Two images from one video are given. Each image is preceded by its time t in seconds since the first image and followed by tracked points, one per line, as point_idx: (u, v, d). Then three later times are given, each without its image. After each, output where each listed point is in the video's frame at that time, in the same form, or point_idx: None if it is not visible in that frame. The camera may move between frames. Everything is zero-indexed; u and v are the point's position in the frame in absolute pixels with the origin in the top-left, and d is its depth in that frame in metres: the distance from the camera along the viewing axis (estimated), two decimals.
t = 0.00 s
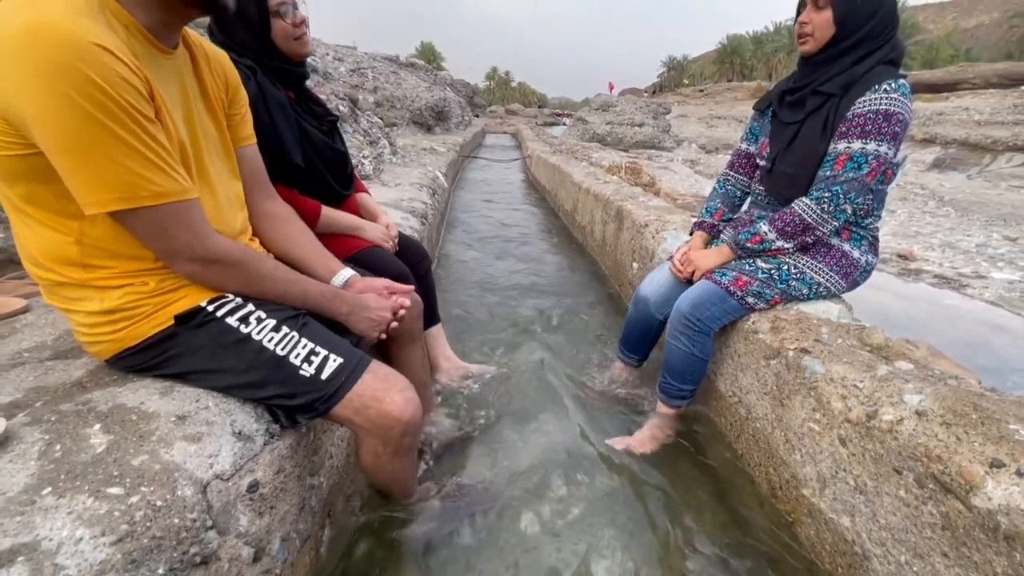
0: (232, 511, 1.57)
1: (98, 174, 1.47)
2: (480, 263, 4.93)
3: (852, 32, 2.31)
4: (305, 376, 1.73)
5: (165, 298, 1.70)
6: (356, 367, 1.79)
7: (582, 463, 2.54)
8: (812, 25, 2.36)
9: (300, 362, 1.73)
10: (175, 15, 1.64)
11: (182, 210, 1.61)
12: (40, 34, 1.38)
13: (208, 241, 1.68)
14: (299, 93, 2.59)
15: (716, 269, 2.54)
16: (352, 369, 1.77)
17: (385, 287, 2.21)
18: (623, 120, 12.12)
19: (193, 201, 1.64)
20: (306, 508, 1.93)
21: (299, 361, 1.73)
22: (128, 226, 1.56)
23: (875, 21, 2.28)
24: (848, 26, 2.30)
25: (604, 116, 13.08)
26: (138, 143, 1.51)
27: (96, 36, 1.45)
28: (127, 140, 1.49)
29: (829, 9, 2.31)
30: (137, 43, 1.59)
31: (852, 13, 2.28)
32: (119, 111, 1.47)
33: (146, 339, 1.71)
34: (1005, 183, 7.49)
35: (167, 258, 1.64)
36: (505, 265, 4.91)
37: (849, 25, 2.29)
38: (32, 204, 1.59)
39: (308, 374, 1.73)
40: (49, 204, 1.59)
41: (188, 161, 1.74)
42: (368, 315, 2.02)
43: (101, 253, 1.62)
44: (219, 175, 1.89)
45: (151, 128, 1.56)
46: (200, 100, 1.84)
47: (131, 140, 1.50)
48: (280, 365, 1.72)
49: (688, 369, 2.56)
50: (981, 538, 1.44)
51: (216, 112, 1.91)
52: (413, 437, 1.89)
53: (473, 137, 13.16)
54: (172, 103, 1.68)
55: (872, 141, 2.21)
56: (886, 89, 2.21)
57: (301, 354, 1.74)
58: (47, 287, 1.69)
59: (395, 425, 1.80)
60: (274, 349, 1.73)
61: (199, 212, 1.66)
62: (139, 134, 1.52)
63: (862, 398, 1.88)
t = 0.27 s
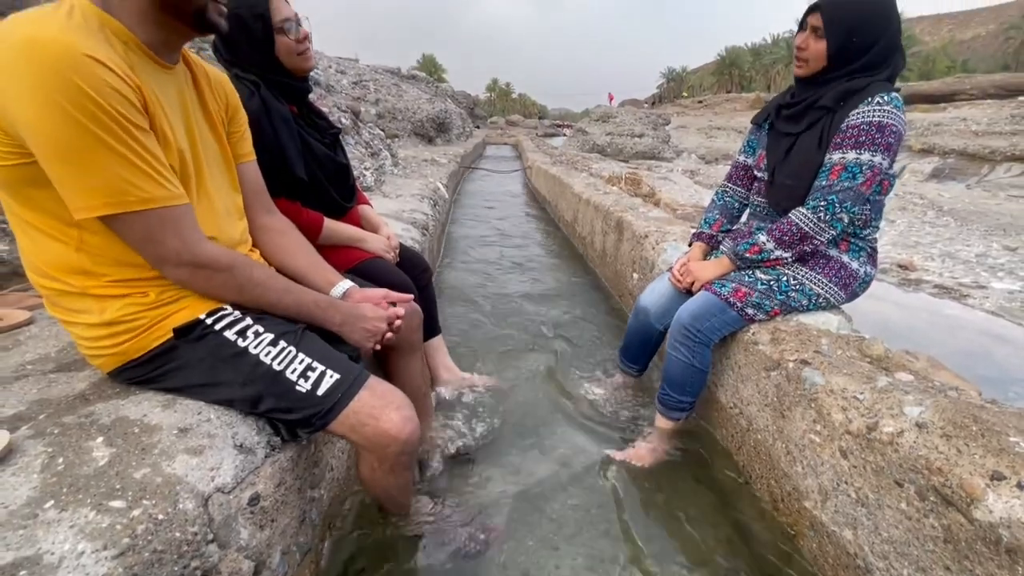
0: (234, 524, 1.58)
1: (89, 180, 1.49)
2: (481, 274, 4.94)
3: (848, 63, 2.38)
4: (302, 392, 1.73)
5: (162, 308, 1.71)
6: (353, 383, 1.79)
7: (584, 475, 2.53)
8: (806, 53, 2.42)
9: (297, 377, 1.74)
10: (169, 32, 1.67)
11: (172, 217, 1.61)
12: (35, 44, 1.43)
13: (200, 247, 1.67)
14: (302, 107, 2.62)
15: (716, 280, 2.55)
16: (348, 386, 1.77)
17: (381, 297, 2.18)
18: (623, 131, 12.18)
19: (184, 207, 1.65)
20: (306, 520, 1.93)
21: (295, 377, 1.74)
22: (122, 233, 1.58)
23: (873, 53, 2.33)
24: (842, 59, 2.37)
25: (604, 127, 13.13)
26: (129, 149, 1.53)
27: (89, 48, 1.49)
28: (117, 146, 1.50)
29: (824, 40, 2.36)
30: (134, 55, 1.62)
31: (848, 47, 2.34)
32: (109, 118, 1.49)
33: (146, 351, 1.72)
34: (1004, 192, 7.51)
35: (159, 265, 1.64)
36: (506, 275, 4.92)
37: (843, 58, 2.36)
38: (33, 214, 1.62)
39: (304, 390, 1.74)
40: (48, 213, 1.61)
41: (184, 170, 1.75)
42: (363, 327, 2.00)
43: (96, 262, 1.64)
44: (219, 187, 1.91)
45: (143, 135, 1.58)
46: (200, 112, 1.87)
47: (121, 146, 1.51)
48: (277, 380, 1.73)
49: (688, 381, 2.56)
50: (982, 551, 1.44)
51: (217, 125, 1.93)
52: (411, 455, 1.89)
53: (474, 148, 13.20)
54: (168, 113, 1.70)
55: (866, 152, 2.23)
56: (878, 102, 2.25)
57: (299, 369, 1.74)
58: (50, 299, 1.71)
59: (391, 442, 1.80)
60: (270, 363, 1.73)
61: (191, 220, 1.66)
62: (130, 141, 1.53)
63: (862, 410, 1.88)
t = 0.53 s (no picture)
0: (234, 538, 1.57)
1: (72, 175, 1.48)
2: (482, 284, 4.94)
3: (852, 73, 2.38)
4: (242, 379, 1.63)
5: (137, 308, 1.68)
6: (299, 373, 1.64)
7: (586, 486, 2.52)
8: (812, 59, 2.41)
9: (241, 365, 1.64)
10: (168, 53, 1.71)
11: (153, 215, 1.59)
12: (30, 47, 1.46)
13: (176, 244, 1.63)
14: (304, 119, 2.63)
15: (717, 290, 2.55)
16: (293, 373, 1.64)
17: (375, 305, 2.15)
18: (624, 141, 12.21)
19: (167, 207, 1.63)
20: (306, 533, 1.92)
21: (238, 364, 1.64)
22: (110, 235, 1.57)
23: (877, 62, 2.34)
24: (846, 69, 2.38)
25: (604, 137, 13.17)
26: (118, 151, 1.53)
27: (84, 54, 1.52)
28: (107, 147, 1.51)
29: (832, 47, 2.36)
30: (132, 67, 1.66)
31: (854, 56, 2.34)
32: (96, 115, 1.50)
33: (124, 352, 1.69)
34: (1004, 201, 7.52)
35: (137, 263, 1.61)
36: (507, 285, 4.92)
37: (847, 67, 2.37)
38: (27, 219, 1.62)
39: (245, 378, 1.63)
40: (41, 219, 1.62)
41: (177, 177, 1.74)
42: (347, 333, 1.92)
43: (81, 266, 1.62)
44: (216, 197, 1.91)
45: (131, 135, 1.58)
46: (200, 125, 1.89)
47: (107, 143, 1.51)
48: (220, 366, 1.64)
49: (690, 391, 2.55)
50: (987, 564, 1.43)
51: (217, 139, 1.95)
52: (372, 461, 1.66)
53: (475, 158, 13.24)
54: (163, 122, 1.71)
55: (866, 166, 2.24)
56: (877, 115, 2.25)
57: (244, 357, 1.65)
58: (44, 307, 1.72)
59: (339, 439, 1.59)
60: (217, 349, 1.66)
61: (174, 220, 1.64)
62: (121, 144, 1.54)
63: (865, 421, 1.87)
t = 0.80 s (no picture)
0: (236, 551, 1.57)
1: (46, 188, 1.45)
2: (483, 293, 4.94)
3: (853, 83, 2.39)
4: (106, 351, 1.48)
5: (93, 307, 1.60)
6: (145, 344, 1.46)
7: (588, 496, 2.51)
8: (815, 65, 2.41)
9: (114, 339, 1.50)
10: (170, 69, 1.71)
11: (127, 228, 1.55)
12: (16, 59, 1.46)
13: (142, 256, 1.57)
14: (308, 130, 2.64)
15: (718, 300, 2.55)
16: (145, 345, 1.46)
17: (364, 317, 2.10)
18: (624, 150, 12.25)
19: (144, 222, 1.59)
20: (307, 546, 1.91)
21: (112, 338, 1.50)
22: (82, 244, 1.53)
23: (878, 73, 2.35)
24: (847, 78, 2.38)
25: (604, 146, 13.21)
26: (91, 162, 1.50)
27: (64, 67, 1.51)
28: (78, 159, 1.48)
29: (834, 54, 2.36)
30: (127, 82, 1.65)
31: (855, 65, 2.35)
32: (70, 128, 1.47)
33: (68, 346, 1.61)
34: (1005, 209, 7.53)
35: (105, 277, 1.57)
36: (509, 295, 4.92)
37: (848, 77, 2.37)
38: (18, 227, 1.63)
39: (108, 350, 1.48)
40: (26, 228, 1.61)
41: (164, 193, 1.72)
42: (320, 343, 1.85)
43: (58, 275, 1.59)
44: (211, 212, 1.87)
45: (110, 148, 1.55)
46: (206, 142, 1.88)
47: (80, 157, 1.48)
48: (101, 340, 1.51)
49: (691, 402, 2.55)
50: None
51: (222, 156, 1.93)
52: (192, 463, 1.31)
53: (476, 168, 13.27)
54: (155, 138, 1.69)
55: (866, 178, 2.24)
56: (877, 127, 2.25)
57: (119, 329, 1.52)
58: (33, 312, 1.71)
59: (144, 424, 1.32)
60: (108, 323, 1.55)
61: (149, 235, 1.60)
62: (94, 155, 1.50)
63: (867, 432, 1.86)
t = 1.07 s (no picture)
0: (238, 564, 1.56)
1: (31, 213, 1.49)
2: (485, 302, 4.94)
3: (858, 87, 2.39)
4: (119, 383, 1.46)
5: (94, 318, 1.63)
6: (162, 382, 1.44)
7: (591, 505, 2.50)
8: (821, 65, 2.42)
9: (127, 370, 1.48)
10: (162, 78, 1.68)
11: (113, 249, 1.56)
12: None
13: (132, 279, 1.58)
14: (312, 142, 2.65)
15: (719, 309, 2.55)
16: (162, 382, 1.44)
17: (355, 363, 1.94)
18: (625, 159, 12.29)
19: (131, 240, 1.59)
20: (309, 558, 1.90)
21: (125, 370, 1.49)
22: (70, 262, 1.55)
23: (881, 80, 2.35)
24: (852, 82, 2.38)
25: (605, 155, 13.24)
26: (68, 184, 1.50)
27: (42, 90, 1.51)
28: (55, 182, 1.49)
29: (841, 56, 2.37)
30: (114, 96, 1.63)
31: (860, 69, 2.35)
32: (43, 154, 1.48)
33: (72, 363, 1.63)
34: (1006, 217, 7.53)
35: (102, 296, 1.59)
36: (510, 303, 4.93)
37: (853, 82, 2.38)
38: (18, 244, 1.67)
39: (122, 382, 1.46)
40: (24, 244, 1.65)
41: (156, 208, 1.71)
42: (314, 381, 1.75)
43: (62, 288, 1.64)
44: (205, 225, 1.87)
45: (88, 171, 1.54)
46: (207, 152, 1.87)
47: (58, 182, 1.49)
48: (114, 371, 1.50)
49: (692, 412, 2.54)
50: None
51: (223, 165, 1.92)
52: (213, 506, 1.31)
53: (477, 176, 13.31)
54: (143, 153, 1.68)
55: (866, 187, 2.24)
56: (877, 137, 2.26)
57: (133, 360, 1.50)
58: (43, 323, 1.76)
59: (170, 464, 1.32)
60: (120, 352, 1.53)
61: (141, 254, 1.60)
62: (71, 177, 1.51)
63: (869, 442, 1.86)
